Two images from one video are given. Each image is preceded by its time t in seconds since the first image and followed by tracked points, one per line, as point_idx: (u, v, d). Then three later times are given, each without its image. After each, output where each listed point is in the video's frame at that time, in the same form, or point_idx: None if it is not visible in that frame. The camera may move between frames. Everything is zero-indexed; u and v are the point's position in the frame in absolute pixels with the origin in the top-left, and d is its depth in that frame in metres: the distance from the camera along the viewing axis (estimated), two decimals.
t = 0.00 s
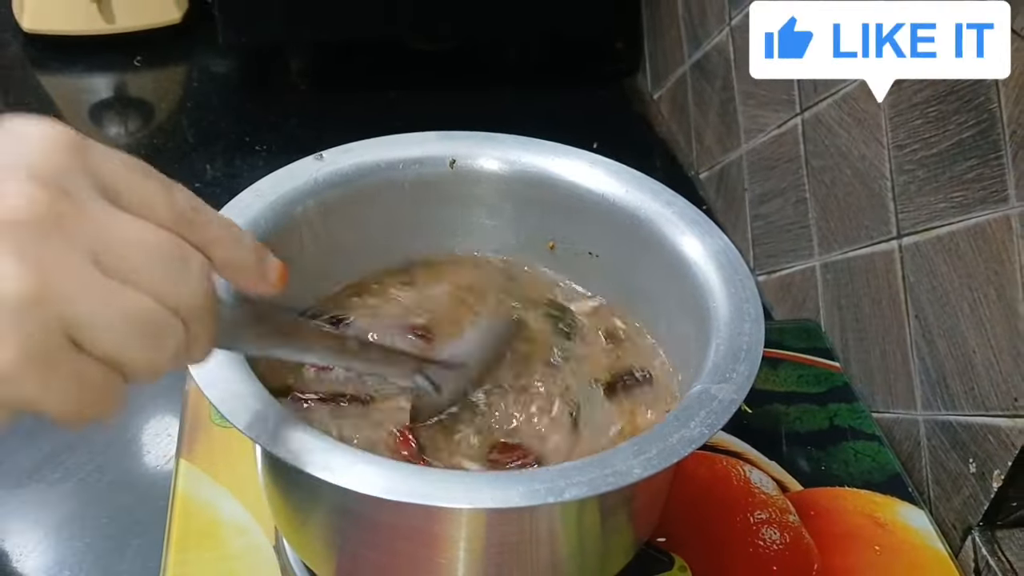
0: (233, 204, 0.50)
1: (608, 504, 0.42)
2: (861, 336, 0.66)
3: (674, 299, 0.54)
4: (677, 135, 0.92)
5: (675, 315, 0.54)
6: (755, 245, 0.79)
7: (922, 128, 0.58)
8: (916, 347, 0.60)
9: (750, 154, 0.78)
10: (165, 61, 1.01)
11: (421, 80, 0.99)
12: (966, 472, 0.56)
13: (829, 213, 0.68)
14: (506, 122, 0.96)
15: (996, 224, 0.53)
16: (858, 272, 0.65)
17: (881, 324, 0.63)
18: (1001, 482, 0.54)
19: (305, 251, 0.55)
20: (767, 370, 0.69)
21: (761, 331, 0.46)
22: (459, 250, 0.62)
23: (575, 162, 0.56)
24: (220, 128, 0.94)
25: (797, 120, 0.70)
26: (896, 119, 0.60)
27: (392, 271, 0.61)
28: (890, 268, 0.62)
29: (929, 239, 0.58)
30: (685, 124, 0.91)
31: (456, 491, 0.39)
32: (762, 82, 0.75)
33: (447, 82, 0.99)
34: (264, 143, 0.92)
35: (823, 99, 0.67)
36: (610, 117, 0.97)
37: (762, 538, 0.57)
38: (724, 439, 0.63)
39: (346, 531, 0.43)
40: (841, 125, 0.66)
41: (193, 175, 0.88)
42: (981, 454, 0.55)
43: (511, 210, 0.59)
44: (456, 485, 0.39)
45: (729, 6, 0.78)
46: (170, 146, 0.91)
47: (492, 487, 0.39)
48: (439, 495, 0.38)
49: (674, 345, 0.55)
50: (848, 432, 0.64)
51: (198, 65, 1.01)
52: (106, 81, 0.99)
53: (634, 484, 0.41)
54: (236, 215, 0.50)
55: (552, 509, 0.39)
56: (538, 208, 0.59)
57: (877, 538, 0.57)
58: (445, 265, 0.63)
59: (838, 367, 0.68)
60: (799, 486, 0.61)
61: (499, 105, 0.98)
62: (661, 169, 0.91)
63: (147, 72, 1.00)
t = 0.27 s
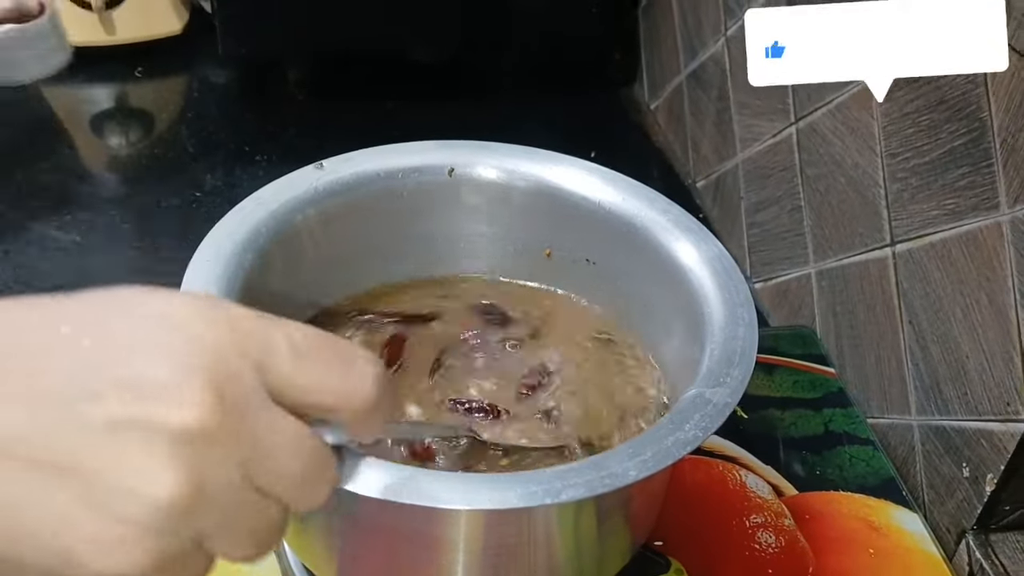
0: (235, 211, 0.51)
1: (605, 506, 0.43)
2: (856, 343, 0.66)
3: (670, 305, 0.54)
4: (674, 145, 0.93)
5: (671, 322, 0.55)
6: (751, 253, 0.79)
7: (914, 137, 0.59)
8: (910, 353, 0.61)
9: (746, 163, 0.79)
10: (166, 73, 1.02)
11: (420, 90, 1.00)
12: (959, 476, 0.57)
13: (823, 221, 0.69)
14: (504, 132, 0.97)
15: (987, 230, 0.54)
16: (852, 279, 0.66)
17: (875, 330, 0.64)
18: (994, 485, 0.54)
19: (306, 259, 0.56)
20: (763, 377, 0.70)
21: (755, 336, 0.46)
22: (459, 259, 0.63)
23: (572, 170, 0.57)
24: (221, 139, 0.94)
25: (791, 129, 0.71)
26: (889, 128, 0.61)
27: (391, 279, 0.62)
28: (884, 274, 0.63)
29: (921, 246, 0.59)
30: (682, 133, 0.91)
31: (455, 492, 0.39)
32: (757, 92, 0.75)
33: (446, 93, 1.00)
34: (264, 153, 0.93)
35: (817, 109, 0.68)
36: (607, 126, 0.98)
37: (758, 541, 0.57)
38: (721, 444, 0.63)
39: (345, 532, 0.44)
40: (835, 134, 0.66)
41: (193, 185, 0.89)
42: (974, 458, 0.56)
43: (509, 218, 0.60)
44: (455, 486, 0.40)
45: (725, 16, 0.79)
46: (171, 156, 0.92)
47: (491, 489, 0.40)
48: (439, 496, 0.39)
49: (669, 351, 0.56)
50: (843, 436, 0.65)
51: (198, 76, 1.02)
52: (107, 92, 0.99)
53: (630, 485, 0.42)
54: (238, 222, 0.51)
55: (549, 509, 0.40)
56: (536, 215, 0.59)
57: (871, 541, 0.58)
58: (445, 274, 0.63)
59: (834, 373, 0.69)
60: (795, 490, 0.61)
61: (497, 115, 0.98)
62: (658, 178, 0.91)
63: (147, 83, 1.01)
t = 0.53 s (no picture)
0: (242, 236, 0.53)
1: (602, 522, 0.44)
2: (849, 367, 0.68)
3: (665, 327, 0.56)
4: (670, 174, 0.95)
5: (666, 344, 0.56)
6: (746, 278, 0.81)
7: (903, 165, 0.60)
8: (901, 376, 0.62)
9: (741, 190, 0.80)
10: (171, 103, 1.04)
11: (420, 120, 1.02)
12: (950, 496, 0.58)
13: (816, 248, 0.70)
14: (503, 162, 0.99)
15: (974, 255, 0.55)
16: (845, 303, 0.68)
17: (867, 354, 0.65)
18: (984, 505, 0.56)
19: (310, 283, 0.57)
20: (757, 399, 0.71)
21: (747, 357, 0.48)
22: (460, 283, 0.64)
23: (570, 196, 0.59)
24: (225, 168, 0.96)
25: (784, 157, 0.73)
26: (878, 156, 0.62)
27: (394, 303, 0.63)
28: (875, 299, 0.64)
29: (911, 271, 0.60)
30: (678, 162, 0.93)
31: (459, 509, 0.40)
32: (751, 121, 0.77)
33: (447, 123, 1.02)
34: (268, 182, 0.94)
35: (809, 138, 0.69)
36: (605, 155, 1.00)
37: (753, 560, 0.58)
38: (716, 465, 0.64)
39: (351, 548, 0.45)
40: (826, 162, 0.68)
41: (195, 213, 0.91)
42: (965, 478, 0.57)
43: (509, 243, 0.61)
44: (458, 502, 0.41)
45: (720, 48, 0.81)
46: (175, 185, 0.94)
47: (492, 503, 0.41)
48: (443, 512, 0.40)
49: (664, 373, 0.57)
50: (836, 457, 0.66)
51: (202, 106, 1.04)
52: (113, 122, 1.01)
53: (626, 500, 0.43)
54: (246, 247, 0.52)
55: (547, 523, 0.41)
56: (534, 240, 0.61)
57: (864, 560, 0.59)
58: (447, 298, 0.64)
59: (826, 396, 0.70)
60: (790, 510, 0.62)
61: (496, 144, 1.00)
62: (654, 206, 0.93)
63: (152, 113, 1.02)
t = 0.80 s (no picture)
0: (254, 277, 0.56)
1: (591, 540, 0.47)
2: (830, 402, 0.71)
3: (651, 362, 0.59)
4: (661, 218, 0.98)
5: (651, 379, 0.59)
6: (733, 318, 0.84)
7: (877, 208, 0.64)
8: (880, 410, 0.65)
9: (727, 233, 0.84)
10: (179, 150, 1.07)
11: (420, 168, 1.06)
12: (926, 523, 0.61)
13: (799, 288, 0.73)
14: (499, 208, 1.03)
15: (943, 293, 0.58)
16: (825, 341, 0.71)
17: (847, 389, 0.68)
18: (959, 530, 0.59)
19: (316, 321, 0.61)
20: (742, 432, 0.73)
21: (726, 387, 0.51)
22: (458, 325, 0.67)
23: (562, 239, 0.62)
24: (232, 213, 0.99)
25: (767, 202, 0.77)
26: (854, 200, 0.66)
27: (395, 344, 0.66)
28: (854, 336, 0.67)
29: (886, 309, 0.64)
30: (668, 207, 0.97)
31: (456, 525, 0.43)
32: (737, 167, 0.81)
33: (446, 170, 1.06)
34: (273, 226, 0.98)
35: (790, 183, 0.73)
36: (597, 200, 1.03)
37: None
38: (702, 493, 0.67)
39: (352, 566, 0.48)
40: (806, 206, 0.72)
41: (200, 257, 0.94)
42: (940, 506, 0.60)
43: (503, 285, 0.64)
44: (454, 519, 0.43)
45: (707, 99, 0.85)
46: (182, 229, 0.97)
47: (486, 518, 0.44)
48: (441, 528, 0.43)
49: (651, 407, 0.59)
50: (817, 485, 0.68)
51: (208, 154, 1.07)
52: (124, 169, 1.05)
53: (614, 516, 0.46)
54: (257, 287, 0.56)
55: (537, 538, 0.44)
56: (527, 282, 0.64)
57: None
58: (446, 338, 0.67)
59: (808, 428, 0.73)
60: (773, 537, 0.65)
61: (493, 190, 1.04)
62: (645, 248, 0.96)
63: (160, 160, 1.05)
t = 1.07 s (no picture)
0: (262, 310, 0.60)
1: (573, 547, 0.51)
2: (807, 433, 0.74)
3: (634, 388, 0.62)
4: (648, 261, 1.03)
5: (634, 404, 0.63)
6: (717, 354, 0.88)
7: (845, 247, 0.68)
8: (852, 440, 0.69)
9: (710, 273, 0.88)
10: (185, 197, 1.11)
11: (417, 212, 1.10)
12: (895, 545, 0.65)
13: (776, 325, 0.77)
14: (492, 251, 1.07)
15: (906, 326, 0.62)
16: (801, 373, 0.74)
17: (821, 419, 0.72)
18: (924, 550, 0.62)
19: (319, 352, 0.64)
20: (722, 458, 0.77)
21: (699, 407, 0.55)
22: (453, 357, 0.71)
23: (549, 274, 0.66)
24: (237, 257, 1.04)
25: (746, 244, 0.81)
26: (825, 240, 0.70)
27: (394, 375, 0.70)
28: (827, 369, 0.71)
29: (855, 342, 0.68)
30: (654, 250, 1.01)
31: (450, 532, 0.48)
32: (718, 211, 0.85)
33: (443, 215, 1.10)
34: (276, 268, 1.02)
35: (766, 226, 0.78)
36: (588, 243, 1.08)
37: None
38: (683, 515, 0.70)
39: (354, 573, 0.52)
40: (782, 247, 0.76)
41: (206, 297, 0.98)
42: (907, 528, 0.63)
43: (496, 318, 0.68)
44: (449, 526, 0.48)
45: (689, 147, 0.90)
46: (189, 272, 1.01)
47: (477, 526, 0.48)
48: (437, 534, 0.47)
49: (634, 430, 0.63)
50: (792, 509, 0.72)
51: (213, 201, 1.11)
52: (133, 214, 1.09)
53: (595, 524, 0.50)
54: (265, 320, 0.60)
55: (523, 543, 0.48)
56: (518, 315, 0.68)
57: None
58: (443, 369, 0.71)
59: (785, 456, 0.76)
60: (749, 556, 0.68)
61: (488, 234, 1.08)
62: (633, 289, 1.01)
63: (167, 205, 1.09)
